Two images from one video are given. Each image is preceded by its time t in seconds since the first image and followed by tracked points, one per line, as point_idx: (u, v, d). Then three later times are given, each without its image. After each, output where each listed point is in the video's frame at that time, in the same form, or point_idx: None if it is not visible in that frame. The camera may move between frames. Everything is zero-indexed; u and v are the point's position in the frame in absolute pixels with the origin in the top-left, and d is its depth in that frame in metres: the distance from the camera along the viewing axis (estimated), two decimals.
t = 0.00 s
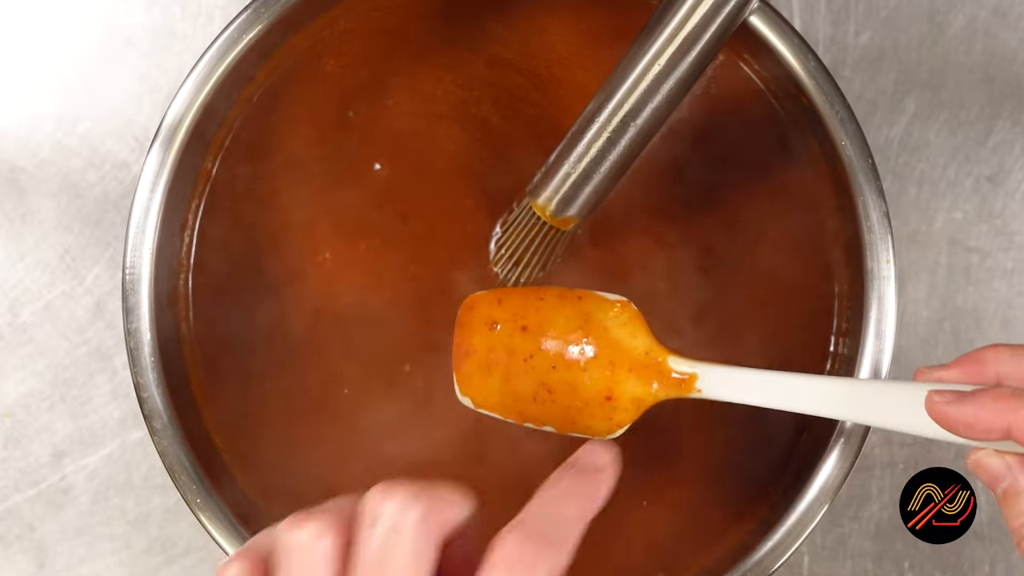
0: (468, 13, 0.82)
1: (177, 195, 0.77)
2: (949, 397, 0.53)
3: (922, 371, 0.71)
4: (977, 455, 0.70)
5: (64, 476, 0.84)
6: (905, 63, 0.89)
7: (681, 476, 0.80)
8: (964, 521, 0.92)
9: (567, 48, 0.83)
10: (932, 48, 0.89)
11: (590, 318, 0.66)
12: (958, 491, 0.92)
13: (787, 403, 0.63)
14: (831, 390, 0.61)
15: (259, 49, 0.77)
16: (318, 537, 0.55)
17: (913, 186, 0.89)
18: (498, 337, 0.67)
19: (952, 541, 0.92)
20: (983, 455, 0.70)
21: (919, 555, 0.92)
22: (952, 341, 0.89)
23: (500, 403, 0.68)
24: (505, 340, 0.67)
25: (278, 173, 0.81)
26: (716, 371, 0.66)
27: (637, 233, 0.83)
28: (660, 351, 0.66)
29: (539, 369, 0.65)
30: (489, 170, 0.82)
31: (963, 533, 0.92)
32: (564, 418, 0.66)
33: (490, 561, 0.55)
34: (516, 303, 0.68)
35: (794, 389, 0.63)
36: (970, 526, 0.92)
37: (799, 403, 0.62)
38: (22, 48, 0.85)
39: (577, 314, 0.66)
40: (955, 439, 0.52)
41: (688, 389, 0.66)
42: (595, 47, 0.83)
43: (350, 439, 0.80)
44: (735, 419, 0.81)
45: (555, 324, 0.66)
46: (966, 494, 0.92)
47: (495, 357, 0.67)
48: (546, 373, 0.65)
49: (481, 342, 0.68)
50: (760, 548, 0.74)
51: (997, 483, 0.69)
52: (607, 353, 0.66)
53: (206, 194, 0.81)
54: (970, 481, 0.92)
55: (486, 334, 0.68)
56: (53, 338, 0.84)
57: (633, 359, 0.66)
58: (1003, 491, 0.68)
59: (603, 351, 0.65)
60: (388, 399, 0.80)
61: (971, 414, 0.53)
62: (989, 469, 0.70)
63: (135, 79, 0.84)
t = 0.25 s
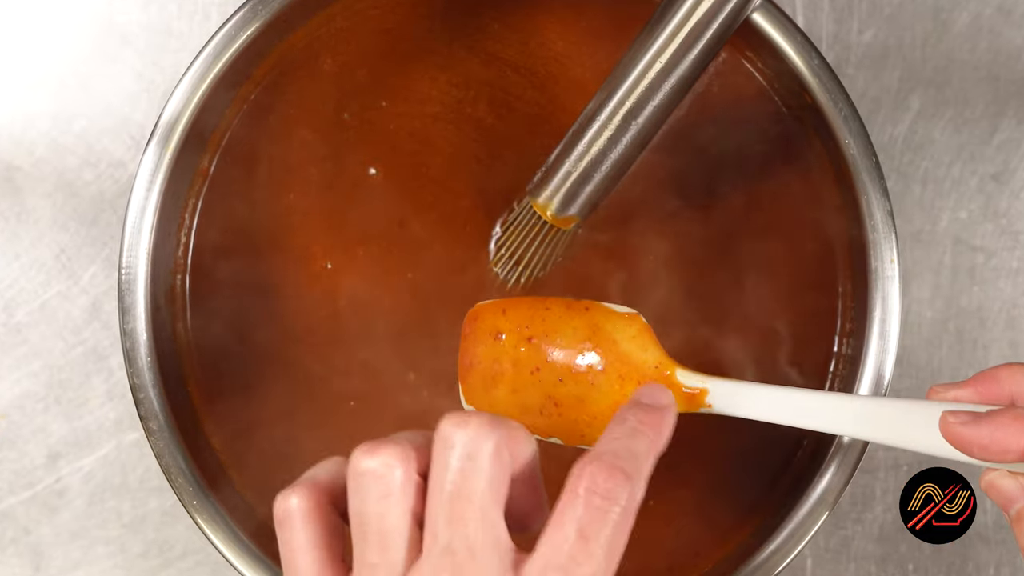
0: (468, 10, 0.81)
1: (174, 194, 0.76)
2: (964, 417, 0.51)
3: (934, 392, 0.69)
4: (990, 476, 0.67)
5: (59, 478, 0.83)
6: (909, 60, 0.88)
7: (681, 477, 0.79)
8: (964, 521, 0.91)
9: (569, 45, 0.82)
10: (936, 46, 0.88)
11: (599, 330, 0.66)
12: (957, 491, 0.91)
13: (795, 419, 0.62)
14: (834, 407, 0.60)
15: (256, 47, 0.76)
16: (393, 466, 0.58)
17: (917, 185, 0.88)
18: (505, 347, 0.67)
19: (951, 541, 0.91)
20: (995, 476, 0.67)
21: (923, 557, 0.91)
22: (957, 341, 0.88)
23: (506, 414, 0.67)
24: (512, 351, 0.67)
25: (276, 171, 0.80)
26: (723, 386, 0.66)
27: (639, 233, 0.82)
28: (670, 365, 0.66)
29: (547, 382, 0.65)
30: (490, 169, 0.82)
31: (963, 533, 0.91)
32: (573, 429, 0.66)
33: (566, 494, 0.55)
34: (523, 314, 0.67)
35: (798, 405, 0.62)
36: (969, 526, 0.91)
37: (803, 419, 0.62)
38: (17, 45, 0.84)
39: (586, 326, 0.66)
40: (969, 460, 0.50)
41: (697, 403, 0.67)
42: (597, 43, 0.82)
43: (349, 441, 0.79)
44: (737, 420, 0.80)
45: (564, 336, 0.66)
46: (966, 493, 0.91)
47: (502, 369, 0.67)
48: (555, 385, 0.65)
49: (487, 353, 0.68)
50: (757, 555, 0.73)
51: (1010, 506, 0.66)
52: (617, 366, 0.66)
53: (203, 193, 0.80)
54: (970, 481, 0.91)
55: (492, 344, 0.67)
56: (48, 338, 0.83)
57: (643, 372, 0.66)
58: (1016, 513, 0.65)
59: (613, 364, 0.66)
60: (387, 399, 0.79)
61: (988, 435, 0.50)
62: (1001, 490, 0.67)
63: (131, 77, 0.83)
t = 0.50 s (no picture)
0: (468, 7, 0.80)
1: (170, 193, 0.75)
2: (980, 419, 0.51)
3: (947, 393, 0.70)
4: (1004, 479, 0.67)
5: (54, 480, 0.83)
6: (913, 58, 0.87)
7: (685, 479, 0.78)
8: (965, 522, 0.90)
9: (569, 43, 0.81)
10: (941, 43, 0.87)
11: (609, 328, 0.65)
12: (958, 492, 0.91)
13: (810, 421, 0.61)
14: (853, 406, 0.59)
15: (253, 45, 0.75)
16: (292, 427, 0.54)
17: (921, 184, 0.87)
18: (514, 347, 0.66)
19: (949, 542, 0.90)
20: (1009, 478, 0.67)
21: (927, 560, 0.90)
22: (962, 342, 0.88)
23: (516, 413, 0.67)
24: (522, 348, 0.66)
25: (276, 168, 0.80)
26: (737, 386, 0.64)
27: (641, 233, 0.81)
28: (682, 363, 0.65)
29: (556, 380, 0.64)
30: (491, 166, 0.81)
31: (963, 533, 0.90)
32: (582, 429, 0.65)
33: (465, 448, 0.54)
34: (532, 312, 0.66)
35: (814, 405, 0.61)
36: (969, 527, 0.90)
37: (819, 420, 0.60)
38: (13, 43, 0.83)
39: (596, 324, 0.65)
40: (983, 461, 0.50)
41: (710, 403, 0.65)
42: (598, 41, 0.81)
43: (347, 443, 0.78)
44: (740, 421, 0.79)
45: (573, 333, 0.65)
46: (966, 494, 0.90)
47: (511, 368, 0.66)
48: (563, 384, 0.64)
49: (496, 352, 0.67)
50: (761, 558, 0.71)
51: None
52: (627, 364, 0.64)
53: (200, 193, 0.79)
54: (970, 481, 0.90)
55: (501, 343, 0.66)
56: (44, 339, 0.83)
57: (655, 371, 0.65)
58: None
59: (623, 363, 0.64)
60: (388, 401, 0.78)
61: (1004, 437, 0.50)
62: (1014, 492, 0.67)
63: (128, 74, 0.83)
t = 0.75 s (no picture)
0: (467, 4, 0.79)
1: (167, 191, 0.74)
2: (992, 407, 0.51)
3: (958, 379, 0.70)
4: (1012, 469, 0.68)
5: (50, 481, 0.82)
6: (918, 56, 0.86)
7: (685, 480, 0.78)
8: (965, 522, 0.90)
9: (570, 41, 0.80)
10: (945, 41, 0.86)
11: (611, 308, 0.64)
12: (958, 492, 0.90)
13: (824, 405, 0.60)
14: (864, 392, 0.59)
15: (251, 42, 0.75)
16: (161, 416, 0.57)
17: (925, 182, 0.86)
18: (511, 324, 0.65)
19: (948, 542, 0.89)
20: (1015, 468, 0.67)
21: (931, 562, 0.89)
22: (966, 342, 0.87)
23: (509, 392, 0.65)
24: (517, 324, 0.65)
25: (273, 167, 0.79)
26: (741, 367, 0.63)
27: (644, 232, 0.81)
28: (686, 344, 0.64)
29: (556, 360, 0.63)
30: (491, 165, 0.80)
31: (963, 533, 0.90)
32: (577, 411, 0.64)
33: (330, 419, 0.57)
34: (529, 289, 0.65)
35: (830, 388, 0.60)
36: (969, 527, 0.90)
37: (828, 404, 0.60)
38: (8, 41, 0.83)
39: (597, 303, 0.64)
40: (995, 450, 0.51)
41: (713, 385, 0.64)
42: (599, 39, 0.80)
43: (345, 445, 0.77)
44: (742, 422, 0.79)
45: (573, 312, 0.64)
46: (966, 494, 0.89)
47: (508, 346, 0.64)
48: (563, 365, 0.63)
49: (492, 330, 0.65)
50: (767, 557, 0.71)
51: None
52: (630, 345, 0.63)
53: (196, 192, 0.78)
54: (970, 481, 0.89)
55: (497, 321, 0.65)
56: (39, 339, 0.82)
57: (657, 351, 0.64)
58: None
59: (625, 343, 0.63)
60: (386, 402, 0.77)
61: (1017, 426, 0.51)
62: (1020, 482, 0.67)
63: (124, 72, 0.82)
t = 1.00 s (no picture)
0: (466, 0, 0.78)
1: (164, 190, 0.73)
2: (1000, 393, 0.51)
3: (964, 368, 0.69)
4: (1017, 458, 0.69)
5: (45, 483, 0.81)
6: (922, 54, 0.85)
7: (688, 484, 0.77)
8: (964, 521, 0.89)
9: (571, 38, 0.79)
10: (950, 39, 0.85)
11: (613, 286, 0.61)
12: (957, 492, 0.89)
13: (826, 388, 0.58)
14: (873, 379, 0.56)
15: (248, 40, 0.74)
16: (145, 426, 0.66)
17: (930, 181, 0.86)
18: (514, 301, 0.64)
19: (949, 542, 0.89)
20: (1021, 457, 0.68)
21: (936, 565, 0.89)
22: (971, 342, 0.86)
23: (508, 369, 0.64)
24: (516, 299, 0.64)
25: (271, 166, 0.78)
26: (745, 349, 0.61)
27: (648, 232, 0.80)
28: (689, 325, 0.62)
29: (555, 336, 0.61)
30: (491, 163, 0.79)
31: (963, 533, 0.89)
32: (574, 390, 0.62)
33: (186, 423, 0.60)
34: (532, 264, 0.64)
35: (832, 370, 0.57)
36: (969, 527, 0.89)
37: (833, 390, 0.57)
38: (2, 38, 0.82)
39: (599, 280, 0.62)
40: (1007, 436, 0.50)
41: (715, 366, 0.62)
42: (600, 36, 0.79)
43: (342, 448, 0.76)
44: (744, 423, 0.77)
45: (575, 288, 0.62)
46: (966, 494, 0.89)
47: (510, 320, 0.63)
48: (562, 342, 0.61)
49: (495, 306, 0.65)
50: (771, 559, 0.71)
51: None
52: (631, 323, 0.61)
53: (194, 190, 0.77)
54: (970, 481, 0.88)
55: (501, 297, 0.64)
56: (34, 340, 0.82)
57: (660, 331, 0.61)
58: None
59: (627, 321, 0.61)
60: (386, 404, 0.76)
61: None
62: None
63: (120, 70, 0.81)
